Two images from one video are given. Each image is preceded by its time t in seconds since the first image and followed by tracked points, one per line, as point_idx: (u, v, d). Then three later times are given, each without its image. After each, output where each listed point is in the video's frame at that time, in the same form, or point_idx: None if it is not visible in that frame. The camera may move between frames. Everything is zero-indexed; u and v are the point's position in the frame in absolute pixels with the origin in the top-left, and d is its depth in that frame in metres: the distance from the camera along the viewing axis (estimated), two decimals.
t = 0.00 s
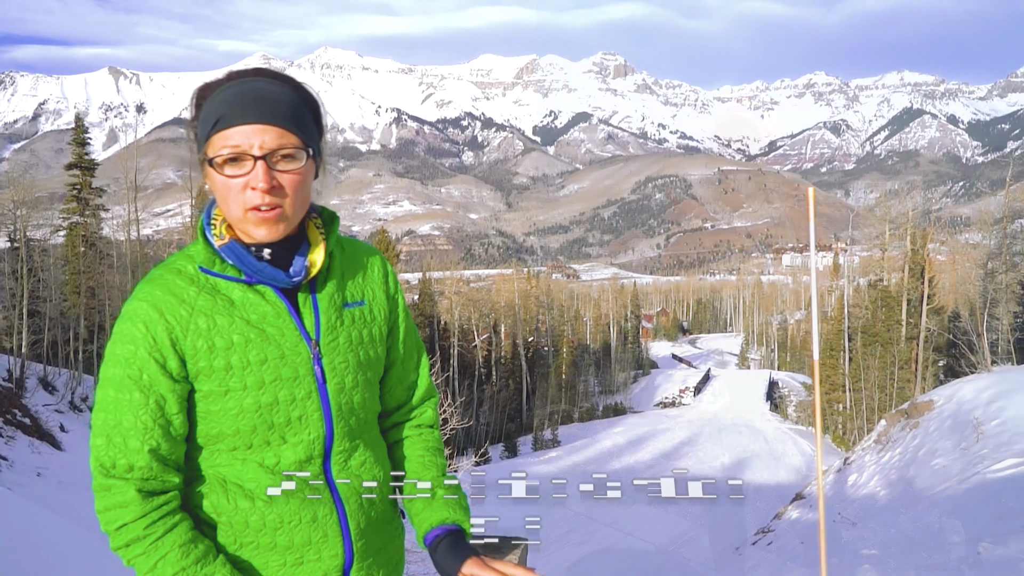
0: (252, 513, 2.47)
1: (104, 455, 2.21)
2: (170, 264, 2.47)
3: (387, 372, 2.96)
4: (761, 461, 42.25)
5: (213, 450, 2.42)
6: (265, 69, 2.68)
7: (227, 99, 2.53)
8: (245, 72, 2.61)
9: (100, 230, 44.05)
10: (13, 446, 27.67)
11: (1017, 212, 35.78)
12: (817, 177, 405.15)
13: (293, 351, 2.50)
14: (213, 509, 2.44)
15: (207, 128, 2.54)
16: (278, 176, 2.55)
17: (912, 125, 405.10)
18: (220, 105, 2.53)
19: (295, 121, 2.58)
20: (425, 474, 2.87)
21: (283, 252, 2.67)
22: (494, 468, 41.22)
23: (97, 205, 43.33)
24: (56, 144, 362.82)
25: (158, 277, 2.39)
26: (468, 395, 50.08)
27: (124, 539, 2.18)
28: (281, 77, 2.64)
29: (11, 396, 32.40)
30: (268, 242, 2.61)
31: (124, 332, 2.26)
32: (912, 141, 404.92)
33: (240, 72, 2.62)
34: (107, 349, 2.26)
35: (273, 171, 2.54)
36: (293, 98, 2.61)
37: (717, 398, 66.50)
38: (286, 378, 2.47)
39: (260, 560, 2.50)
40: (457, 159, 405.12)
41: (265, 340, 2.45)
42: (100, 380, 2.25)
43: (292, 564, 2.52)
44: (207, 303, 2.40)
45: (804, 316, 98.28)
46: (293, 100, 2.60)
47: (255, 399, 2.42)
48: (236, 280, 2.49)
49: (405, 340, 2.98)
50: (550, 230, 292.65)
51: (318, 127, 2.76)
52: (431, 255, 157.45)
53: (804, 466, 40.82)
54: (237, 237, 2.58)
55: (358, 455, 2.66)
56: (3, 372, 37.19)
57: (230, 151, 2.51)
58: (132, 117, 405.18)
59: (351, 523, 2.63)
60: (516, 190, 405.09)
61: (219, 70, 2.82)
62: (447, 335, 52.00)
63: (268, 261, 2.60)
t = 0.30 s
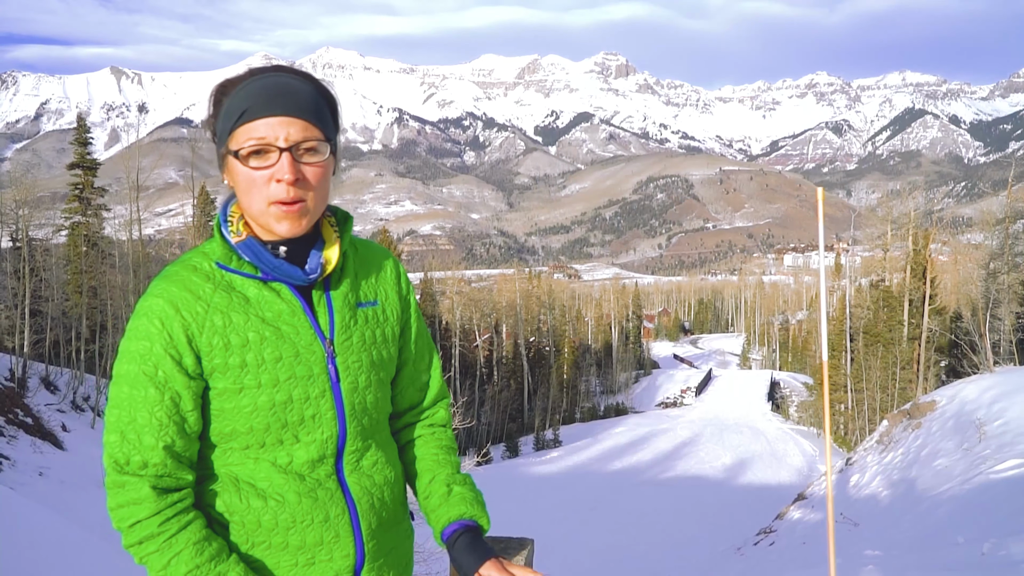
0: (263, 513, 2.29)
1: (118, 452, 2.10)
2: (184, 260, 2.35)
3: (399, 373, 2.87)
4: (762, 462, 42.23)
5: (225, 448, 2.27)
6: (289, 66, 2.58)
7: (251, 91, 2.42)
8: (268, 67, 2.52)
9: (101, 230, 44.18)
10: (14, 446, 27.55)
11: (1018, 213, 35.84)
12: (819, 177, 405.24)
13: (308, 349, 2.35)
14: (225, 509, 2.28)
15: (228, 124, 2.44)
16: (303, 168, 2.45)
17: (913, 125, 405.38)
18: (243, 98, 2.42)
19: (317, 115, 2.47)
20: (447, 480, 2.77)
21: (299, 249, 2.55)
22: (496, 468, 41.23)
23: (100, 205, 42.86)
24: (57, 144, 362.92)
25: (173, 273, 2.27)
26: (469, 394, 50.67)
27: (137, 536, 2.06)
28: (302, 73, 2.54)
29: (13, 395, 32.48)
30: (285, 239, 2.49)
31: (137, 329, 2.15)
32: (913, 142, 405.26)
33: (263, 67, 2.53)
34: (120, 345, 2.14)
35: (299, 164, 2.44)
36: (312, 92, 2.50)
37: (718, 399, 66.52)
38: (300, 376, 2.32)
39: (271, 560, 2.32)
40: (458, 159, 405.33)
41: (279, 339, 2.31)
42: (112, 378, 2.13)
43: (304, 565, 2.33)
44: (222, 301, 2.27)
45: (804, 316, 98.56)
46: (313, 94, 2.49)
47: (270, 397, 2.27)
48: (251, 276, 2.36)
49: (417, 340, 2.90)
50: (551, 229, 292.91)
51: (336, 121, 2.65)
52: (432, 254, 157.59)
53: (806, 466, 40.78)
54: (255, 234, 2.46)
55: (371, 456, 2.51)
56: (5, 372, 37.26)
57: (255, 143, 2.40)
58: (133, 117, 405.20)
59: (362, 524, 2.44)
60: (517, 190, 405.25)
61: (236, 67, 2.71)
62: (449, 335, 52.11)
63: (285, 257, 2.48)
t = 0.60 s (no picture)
0: (268, 514, 2.29)
1: (123, 453, 2.11)
2: (187, 259, 2.35)
3: (403, 371, 2.87)
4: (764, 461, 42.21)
5: (231, 448, 2.27)
6: (298, 61, 2.59)
7: (268, 83, 2.42)
8: (278, 64, 2.52)
9: (103, 230, 44.23)
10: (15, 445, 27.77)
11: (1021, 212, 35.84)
12: (820, 176, 405.26)
13: (312, 349, 2.36)
14: (231, 510, 2.28)
15: (256, 112, 2.41)
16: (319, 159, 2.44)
17: (915, 125, 405.25)
18: (256, 91, 2.42)
19: (329, 107, 2.49)
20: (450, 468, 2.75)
21: (303, 247, 2.56)
22: (498, 467, 41.26)
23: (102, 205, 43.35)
24: (60, 143, 363.08)
25: (175, 273, 2.27)
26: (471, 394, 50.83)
27: (144, 540, 2.06)
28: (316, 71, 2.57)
29: (16, 395, 32.55)
30: (289, 236, 2.51)
31: (140, 329, 2.16)
32: (915, 141, 405.26)
33: (272, 63, 2.53)
34: (124, 345, 2.15)
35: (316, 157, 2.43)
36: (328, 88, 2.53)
37: (720, 399, 66.50)
38: (305, 375, 2.33)
39: (278, 560, 2.32)
40: (460, 159, 405.34)
41: (284, 338, 2.31)
42: (116, 381, 2.14)
43: (310, 567, 2.34)
44: (227, 300, 2.27)
45: (806, 316, 98.70)
46: (327, 87, 2.50)
47: (275, 397, 2.28)
48: (255, 274, 2.36)
49: (420, 339, 2.89)
50: (553, 229, 292.96)
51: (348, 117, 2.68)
52: (434, 254, 157.59)
53: (808, 466, 40.76)
54: (260, 233, 2.47)
55: (376, 455, 2.52)
56: (8, 371, 37.36)
57: (289, 131, 2.41)
58: (135, 117, 405.23)
59: (367, 525, 2.45)
60: (519, 189, 405.24)
61: (241, 66, 2.72)
62: (452, 335, 52.47)
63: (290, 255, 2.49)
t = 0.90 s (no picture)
0: (268, 515, 2.30)
1: (125, 457, 2.11)
2: (186, 260, 2.36)
3: (403, 370, 2.88)
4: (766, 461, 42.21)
5: (232, 449, 2.28)
6: (298, 61, 2.60)
7: (268, 83, 2.43)
8: (278, 64, 2.53)
9: (105, 230, 44.25)
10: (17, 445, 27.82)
11: (1023, 213, 35.88)
12: (822, 176, 405.30)
13: (312, 350, 2.37)
14: (231, 512, 2.28)
15: (271, 112, 2.42)
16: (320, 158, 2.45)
17: (917, 125, 405.21)
18: (259, 90, 2.43)
19: (329, 105, 2.48)
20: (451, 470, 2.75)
21: (302, 247, 2.56)
22: (499, 467, 41.25)
23: (103, 205, 43.38)
24: (62, 144, 363.35)
25: (174, 274, 2.27)
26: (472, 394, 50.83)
27: (147, 542, 2.07)
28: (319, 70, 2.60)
29: (18, 395, 32.58)
30: (288, 236, 2.52)
31: (140, 331, 2.16)
32: (916, 141, 405.23)
33: (273, 62, 2.54)
34: (124, 348, 2.16)
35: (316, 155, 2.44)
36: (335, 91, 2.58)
37: (722, 399, 66.37)
38: (305, 376, 2.33)
39: (279, 561, 2.32)
40: (461, 159, 405.24)
41: (283, 338, 2.32)
42: (116, 384, 2.14)
43: (311, 568, 2.34)
44: (226, 301, 2.28)
45: (808, 317, 98.84)
46: (328, 85, 2.51)
47: (275, 399, 2.28)
48: (255, 274, 2.37)
49: (420, 338, 2.90)
50: (554, 229, 292.99)
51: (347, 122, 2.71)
52: (435, 254, 157.49)
53: (810, 466, 40.77)
54: (259, 233, 2.46)
55: (375, 455, 2.52)
56: (10, 371, 37.41)
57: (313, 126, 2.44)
58: (137, 117, 405.30)
59: (367, 525, 2.45)
60: (520, 189, 405.22)
61: (241, 66, 2.72)
62: (453, 335, 52.46)
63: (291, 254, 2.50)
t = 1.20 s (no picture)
0: (268, 516, 2.29)
1: (123, 460, 2.11)
2: (186, 262, 2.36)
3: (403, 369, 2.88)
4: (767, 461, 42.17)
5: (231, 451, 2.28)
6: (292, 63, 2.60)
7: (260, 85, 2.43)
8: (274, 65, 2.53)
9: (107, 230, 44.31)
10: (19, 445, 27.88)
11: None
12: (824, 176, 405.29)
13: (312, 353, 2.37)
14: (231, 512, 2.28)
15: (268, 114, 2.41)
16: (311, 161, 2.45)
17: (919, 125, 405.25)
18: (250, 92, 2.44)
19: (323, 111, 2.48)
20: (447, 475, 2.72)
21: (303, 250, 2.56)
22: (500, 467, 41.24)
23: (105, 205, 43.45)
24: (64, 144, 363.58)
25: (174, 276, 2.28)
26: (473, 394, 50.85)
27: (146, 544, 2.07)
28: (309, 68, 2.58)
29: (20, 395, 32.62)
30: (288, 239, 2.51)
31: (140, 334, 2.16)
32: (918, 141, 405.22)
33: (268, 64, 2.54)
34: (124, 351, 2.16)
35: (307, 157, 2.44)
36: (321, 87, 2.54)
37: (724, 399, 66.30)
38: (305, 379, 2.34)
39: (278, 562, 2.32)
40: (463, 159, 405.15)
41: (283, 342, 2.32)
42: (116, 386, 2.15)
43: (310, 568, 2.35)
44: (226, 303, 2.28)
45: (810, 317, 98.90)
46: (321, 89, 2.51)
47: (275, 401, 2.29)
48: (254, 277, 2.36)
49: (420, 338, 2.90)
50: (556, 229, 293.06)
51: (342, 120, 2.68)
52: (437, 254, 157.44)
53: (811, 466, 40.71)
54: (259, 236, 2.46)
55: (375, 458, 2.53)
56: (12, 371, 37.45)
57: (265, 134, 2.41)
58: (138, 117, 405.20)
59: (368, 525, 2.46)
60: (522, 189, 405.19)
61: (240, 67, 2.73)
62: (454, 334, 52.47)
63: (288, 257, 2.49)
